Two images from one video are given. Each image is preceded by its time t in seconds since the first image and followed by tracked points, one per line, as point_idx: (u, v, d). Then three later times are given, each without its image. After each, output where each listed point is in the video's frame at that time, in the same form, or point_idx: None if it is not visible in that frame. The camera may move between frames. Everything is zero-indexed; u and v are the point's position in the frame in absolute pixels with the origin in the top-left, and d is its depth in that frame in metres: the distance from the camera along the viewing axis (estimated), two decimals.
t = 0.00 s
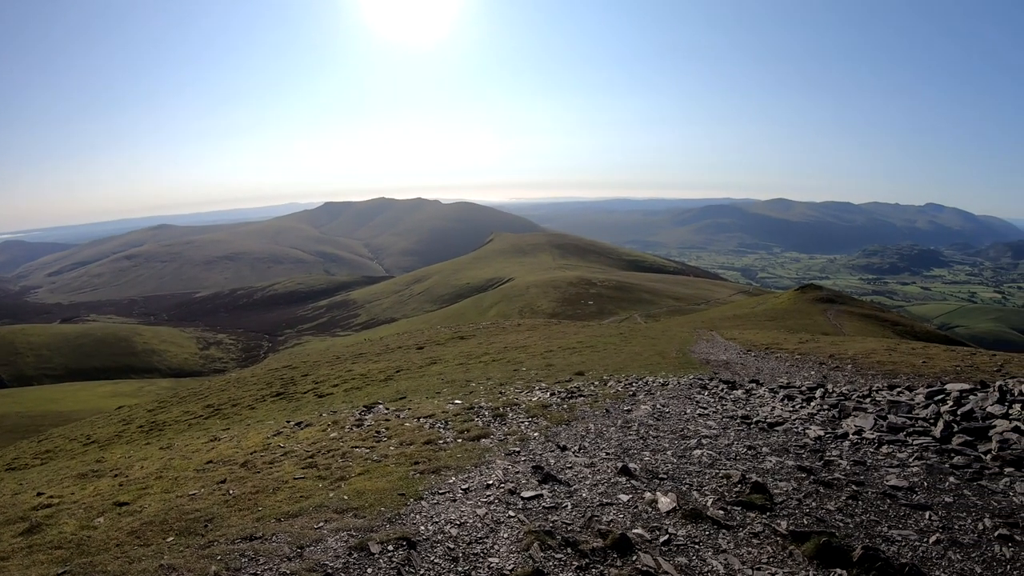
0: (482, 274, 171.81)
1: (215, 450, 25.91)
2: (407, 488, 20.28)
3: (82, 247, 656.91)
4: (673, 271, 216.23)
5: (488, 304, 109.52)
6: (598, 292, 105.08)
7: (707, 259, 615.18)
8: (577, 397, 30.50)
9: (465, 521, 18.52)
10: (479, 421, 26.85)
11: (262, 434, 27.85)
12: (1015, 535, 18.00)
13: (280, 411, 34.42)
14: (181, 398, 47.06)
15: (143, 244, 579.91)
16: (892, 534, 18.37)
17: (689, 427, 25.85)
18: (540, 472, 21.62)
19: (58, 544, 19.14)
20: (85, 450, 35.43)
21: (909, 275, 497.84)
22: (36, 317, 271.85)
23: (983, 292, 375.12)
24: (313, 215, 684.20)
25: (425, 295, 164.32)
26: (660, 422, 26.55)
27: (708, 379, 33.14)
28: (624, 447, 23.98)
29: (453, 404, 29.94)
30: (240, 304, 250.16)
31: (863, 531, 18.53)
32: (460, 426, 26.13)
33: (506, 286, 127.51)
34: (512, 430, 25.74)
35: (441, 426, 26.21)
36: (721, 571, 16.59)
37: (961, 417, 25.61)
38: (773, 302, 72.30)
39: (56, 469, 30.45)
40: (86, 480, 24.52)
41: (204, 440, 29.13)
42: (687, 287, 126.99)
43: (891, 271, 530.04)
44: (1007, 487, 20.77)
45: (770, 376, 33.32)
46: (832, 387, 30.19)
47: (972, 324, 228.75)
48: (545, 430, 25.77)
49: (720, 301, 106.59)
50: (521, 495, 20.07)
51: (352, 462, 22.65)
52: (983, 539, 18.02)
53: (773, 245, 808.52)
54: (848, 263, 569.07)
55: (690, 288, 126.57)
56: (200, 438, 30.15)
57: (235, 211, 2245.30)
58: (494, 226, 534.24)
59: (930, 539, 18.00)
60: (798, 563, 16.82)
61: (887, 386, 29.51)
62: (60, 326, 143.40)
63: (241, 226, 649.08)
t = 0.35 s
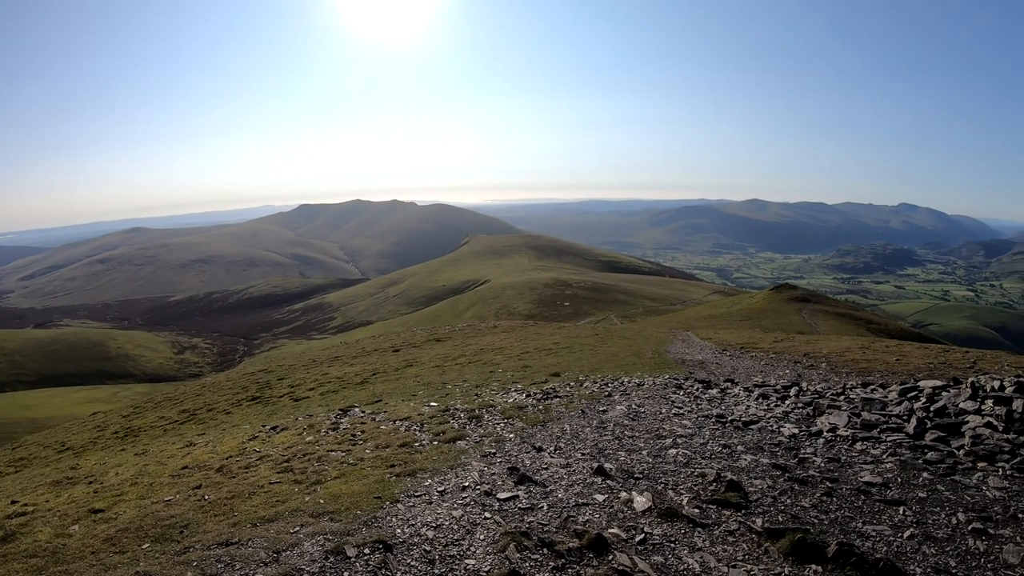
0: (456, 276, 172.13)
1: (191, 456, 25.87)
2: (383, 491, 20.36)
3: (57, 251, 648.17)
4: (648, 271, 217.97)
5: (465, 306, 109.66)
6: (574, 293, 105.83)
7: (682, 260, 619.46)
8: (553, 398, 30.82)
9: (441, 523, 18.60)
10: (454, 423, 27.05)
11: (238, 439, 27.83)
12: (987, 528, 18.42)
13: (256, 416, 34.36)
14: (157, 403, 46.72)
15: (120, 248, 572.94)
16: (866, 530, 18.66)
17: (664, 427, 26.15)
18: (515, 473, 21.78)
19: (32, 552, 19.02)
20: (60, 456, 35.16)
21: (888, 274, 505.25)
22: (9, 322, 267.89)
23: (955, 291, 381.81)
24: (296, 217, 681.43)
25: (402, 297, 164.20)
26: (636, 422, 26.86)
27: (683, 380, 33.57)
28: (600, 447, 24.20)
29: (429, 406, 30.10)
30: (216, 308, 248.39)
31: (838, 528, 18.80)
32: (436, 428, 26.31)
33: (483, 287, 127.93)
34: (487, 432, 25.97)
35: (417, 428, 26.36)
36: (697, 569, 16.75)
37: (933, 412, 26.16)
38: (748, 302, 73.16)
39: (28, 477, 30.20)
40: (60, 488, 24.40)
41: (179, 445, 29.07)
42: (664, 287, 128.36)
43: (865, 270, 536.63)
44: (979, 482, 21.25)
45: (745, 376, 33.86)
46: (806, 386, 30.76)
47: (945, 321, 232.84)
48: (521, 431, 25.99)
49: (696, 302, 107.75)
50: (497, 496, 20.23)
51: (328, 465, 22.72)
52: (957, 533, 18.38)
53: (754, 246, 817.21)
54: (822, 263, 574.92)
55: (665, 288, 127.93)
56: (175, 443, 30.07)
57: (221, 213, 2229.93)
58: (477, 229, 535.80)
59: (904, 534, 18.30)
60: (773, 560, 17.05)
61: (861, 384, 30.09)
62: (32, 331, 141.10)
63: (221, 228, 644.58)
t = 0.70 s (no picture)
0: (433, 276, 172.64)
1: (167, 459, 25.79)
2: (360, 492, 20.42)
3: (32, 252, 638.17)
4: (626, 270, 219.37)
5: (442, 306, 109.73)
6: (551, 293, 106.33)
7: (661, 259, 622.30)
8: (531, 398, 31.11)
9: (418, 524, 18.66)
10: (432, 423, 27.20)
11: (215, 442, 27.77)
12: (962, 522, 18.86)
13: (233, 418, 34.25)
14: (134, 407, 46.43)
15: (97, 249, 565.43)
16: (843, 525, 18.92)
17: (641, 425, 26.47)
18: (493, 473, 21.90)
19: (6, 560, 18.80)
20: (35, 462, 34.88)
21: (868, 273, 511.48)
22: None
23: (931, 289, 388.08)
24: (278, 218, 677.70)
25: (381, 297, 163.90)
26: (613, 421, 27.22)
27: (660, 380, 34.03)
28: (578, 446, 24.42)
29: (407, 406, 30.25)
30: (192, 309, 246.29)
31: (815, 523, 19.04)
32: (414, 428, 26.44)
33: (462, 287, 128.08)
34: (465, 432, 26.09)
35: (394, 429, 26.47)
36: (675, 566, 16.90)
37: (909, 408, 26.62)
38: (726, 300, 73.90)
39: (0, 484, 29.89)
40: (36, 493, 24.28)
41: (156, 449, 28.98)
42: (642, 286, 129.43)
43: (841, 268, 543.15)
44: (953, 476, 21.66)
45: (722, 375, 34.33)
46: (783, 383, 31.22)
47: (920, 318, 236.65)
48: (498, 431, 26.20)
49: (674, 300, 108.68)
50: (474, 496, 20.34)
51: (305, 467, 22.76)
52: (932, 527, 18.72)
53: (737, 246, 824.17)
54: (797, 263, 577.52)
55: (642, 287, 129.07)
56: (152, 447, 29.96)
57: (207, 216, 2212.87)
58: (462, 231, 536.62)
59: (881, 529, 18.58)
60: (750, 556, 17.26)
61: (837, 380, 30.56)
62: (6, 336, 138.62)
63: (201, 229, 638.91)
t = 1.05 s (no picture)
0: (411, 276, 172.40)
1: (146, 462, 25.75)
2: (340, 493, 20.44)
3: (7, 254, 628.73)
4: (606, 268, 220.36)
5: (421, 306, 109.67)
6: (531, 292, 106.70)
7: (637, 258, 623.50)
8: (510, 396, 31.37)
9: (398, 523, 18.63)
10: (411, 423, 27.32)
11: (193, 444, 27.73)
12: (939, 515, 19.16)
13: (213, 419, 34.17)
14: (112, 410, 46.11)
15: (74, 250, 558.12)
16: (822, 519, 19.15)
17: (620, 423, 26.76)
18: (472, 472, 22.01)
19: None
20: (13, 467, 34.60)
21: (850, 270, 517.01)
22: None
23: (908, 285, 393.56)
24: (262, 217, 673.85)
25: (361, 297, 163.53)
26: (593, 419, 27.50)
27: (639, 377, 34.45)
28: (557, 444, 24.66)
29: (387, 406, 30.37)
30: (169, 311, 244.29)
31: (793, 517, 19.27)
32: (393, 428, 26.56)
33: (442, 286, 128.13)
34: (444, 431, 26.25)
35: (374, 429, 26.58)
36: (655, 562, 17.00)
37: (886, 403, 27.04)
38: (705, 297, 74.55)
39: None
40: (13, 498, 24.12)
41: (134, 452, 28.90)
42: (623, 285, 130.21)
43: (819, 266, 547.76)
44: (931, 470, 22.00)
45: (700, 372, 34.82)
46: (761, 380, 31.69)
47: (898, 314, 239.64)
48: (478, 430, 26.35)
49: (653, 298, 109.50)
50: (454, 495, 20.40)
51: (285, 468, 22.78)
52: (910, 520, 19.02)
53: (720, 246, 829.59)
54: (773, 262, 579.36)
55: (622, 285, 129.95)
56: (131, 450, 29.84)
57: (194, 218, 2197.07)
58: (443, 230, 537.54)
59: (859, 523, 18.82)
60: (729, 551, 17.45)
61: (815, 377, 31.04)
62: None
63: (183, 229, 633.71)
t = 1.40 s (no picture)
0: (393, 274, 171.89)
1: (127, 463, 25.74)
2: (321, 492, 20.54)
3: None
4: (589, 266, 220.98)
5: (403, 304, 109.51)
6: (513, 289, 106.93)
7: (619, 255, 624.54)
8: (490, 393, 31.62)
9: (379, 522, 18.67)
10: (392, 420, 27.46)
11: (175, 444, 27.74)
12: (919, 508, 19.46)
13: (194, 420, 34.09)
14: (93, 411, 45.82)
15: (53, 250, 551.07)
16: (802, 513, 19.41)
17: (601, 419, 27.05)
18: (453, 469, 22.17)
19: None
20: None
21: (834, 267, 521.50)
22: None
23: (888, 281, 398.01)
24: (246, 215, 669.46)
25: (344, 295, 163.16)
26: (575, 415, 27.79)
27: (620, 374, 34.79)
28: (538, 441, 24.84)
29: (368, 404, 30.50)
30: (150, 311, 242.03)
31: (773, 512, 19.52)
32: (374, 426, 26.70)
33: (425, 284, 127.92)
34: (425, 428, 26.43)
35: (355, 427, 26.74)
36: (635, 557, 17.19)
37: (866, 397, 27.40)
38: (687, 294, 75.05)
39: None
40: None
41: (115, 453, 28.85)
42: (605, 282, 130.72)
43: (800, 262, 552.26)
44: (910, 463, 22.33)
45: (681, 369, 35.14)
46: (741, 375, 32.14)
47: (879, 310, 242.12)
48: (459, 427, 26.51)
49: (634, 295, 110.09)
50: (434, 493, 20.56)
51: (266, 467, 22.83)
52: (890, 513, 19.31)
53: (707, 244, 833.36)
54: (754, 258, 582.09)
55: (605, 282, 130.48)
56: (112, 451, 29.76)
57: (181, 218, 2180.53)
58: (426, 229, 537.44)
59: (838, 517, 19.10)
60: (709, 546, 17.67)
61: (795, 372, 31.46)
62: None
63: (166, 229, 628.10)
